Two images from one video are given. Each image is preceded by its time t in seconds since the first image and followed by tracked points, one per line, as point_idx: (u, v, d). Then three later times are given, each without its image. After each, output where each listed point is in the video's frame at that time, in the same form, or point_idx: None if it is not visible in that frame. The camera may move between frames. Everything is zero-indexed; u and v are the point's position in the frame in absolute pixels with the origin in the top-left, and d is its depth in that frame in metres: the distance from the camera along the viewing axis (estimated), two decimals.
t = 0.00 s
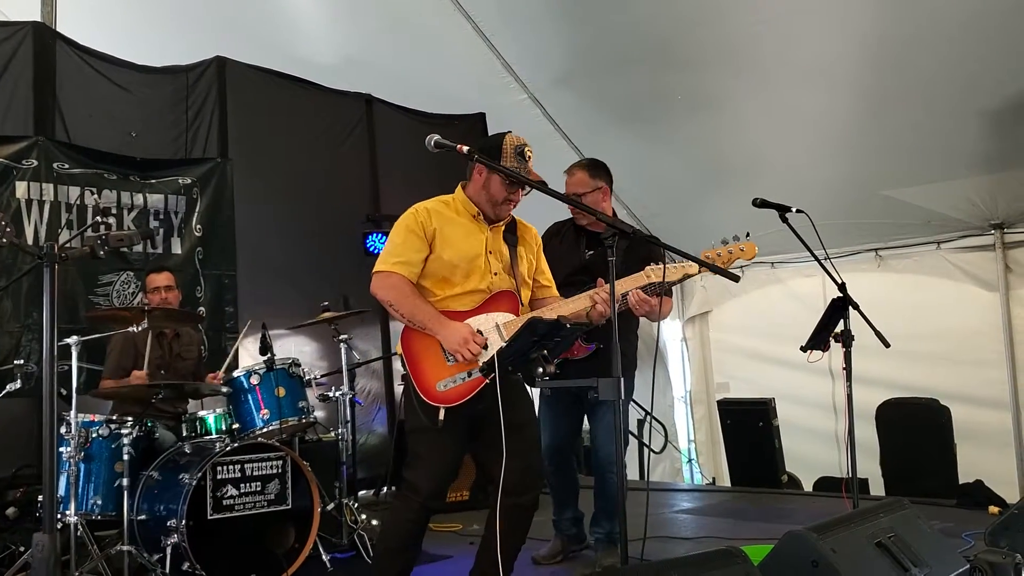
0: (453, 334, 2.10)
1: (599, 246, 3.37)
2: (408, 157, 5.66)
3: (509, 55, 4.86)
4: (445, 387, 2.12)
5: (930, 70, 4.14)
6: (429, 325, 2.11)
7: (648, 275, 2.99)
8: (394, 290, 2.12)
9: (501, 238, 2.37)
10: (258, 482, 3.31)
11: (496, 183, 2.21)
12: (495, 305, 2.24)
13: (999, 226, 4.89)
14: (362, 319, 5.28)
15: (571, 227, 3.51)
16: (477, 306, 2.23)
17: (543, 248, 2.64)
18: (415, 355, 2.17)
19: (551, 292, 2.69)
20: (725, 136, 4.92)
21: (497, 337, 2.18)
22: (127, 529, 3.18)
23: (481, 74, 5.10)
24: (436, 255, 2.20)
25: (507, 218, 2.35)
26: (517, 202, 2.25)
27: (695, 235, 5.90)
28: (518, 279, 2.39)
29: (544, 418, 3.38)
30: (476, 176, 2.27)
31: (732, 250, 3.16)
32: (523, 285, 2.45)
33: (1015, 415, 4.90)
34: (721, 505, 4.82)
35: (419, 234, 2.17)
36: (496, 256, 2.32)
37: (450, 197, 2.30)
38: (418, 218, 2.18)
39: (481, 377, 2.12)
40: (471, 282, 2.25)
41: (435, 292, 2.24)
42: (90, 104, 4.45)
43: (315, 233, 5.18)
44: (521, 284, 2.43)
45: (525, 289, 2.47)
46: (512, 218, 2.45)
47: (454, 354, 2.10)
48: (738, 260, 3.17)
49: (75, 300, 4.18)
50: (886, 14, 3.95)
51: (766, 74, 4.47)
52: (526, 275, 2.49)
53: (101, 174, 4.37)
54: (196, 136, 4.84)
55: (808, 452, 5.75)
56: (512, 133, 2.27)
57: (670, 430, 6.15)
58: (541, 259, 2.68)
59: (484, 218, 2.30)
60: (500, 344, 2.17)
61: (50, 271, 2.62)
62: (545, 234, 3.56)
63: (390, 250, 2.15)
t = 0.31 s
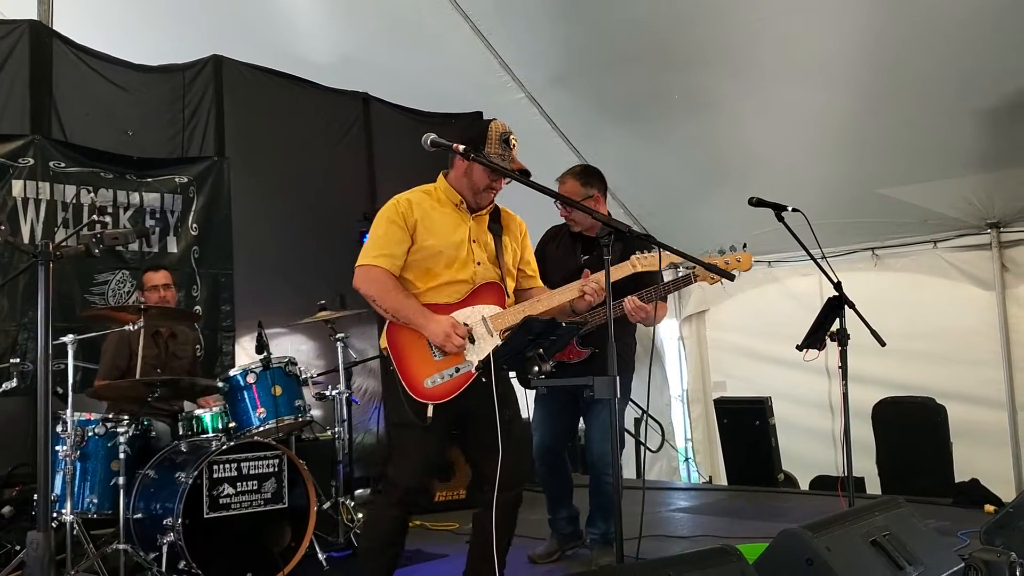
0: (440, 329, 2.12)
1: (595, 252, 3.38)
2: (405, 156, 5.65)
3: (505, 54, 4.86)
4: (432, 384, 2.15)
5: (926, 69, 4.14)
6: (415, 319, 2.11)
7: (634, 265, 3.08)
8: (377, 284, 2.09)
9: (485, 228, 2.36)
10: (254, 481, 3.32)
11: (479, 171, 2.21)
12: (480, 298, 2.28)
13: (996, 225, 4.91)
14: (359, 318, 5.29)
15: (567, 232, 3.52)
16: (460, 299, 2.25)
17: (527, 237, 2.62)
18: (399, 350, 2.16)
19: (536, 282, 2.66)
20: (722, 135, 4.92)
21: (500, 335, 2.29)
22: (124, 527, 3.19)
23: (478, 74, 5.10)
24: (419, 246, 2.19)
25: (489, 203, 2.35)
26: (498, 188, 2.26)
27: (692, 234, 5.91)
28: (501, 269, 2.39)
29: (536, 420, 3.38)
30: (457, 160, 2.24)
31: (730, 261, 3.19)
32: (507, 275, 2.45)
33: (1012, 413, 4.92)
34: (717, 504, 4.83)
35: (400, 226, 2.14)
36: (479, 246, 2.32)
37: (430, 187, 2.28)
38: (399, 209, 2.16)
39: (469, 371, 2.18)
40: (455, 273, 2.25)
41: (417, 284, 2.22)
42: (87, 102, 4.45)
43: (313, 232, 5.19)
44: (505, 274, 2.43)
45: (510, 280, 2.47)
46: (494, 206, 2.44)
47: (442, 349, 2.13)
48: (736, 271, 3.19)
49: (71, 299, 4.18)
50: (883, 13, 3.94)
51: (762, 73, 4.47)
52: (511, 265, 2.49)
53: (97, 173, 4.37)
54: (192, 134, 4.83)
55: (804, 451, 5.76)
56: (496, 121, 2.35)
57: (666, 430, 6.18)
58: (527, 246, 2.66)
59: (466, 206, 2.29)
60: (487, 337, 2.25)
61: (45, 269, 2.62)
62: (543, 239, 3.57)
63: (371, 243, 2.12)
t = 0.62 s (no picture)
0: (410, 336, 2.12)
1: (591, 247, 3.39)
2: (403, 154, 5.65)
3: (503, 52, 4.86)
4: (404, 394, 2.12)
5: (923, 65, 4.14)
6: (382, 326, 2.11)
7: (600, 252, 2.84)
8: (339, 291, 2.09)
9: (445, 225, 2.38)
10: (252, 479, 3.32)
11: (444, 158, 2.23)
12: (445, 299, 2.26)
13: (993, 223, 4.93)
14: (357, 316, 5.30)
15: (565, 225, 3.52)
16: (427, 302, 2.24)
17: (484, 234, 2.62)
18: (367, 362, 2.14)
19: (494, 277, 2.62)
20: (719, 133, 4.92)
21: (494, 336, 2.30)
22: (121, 525, 3.18)
23: (475, 73, 5.10)
24: (380, 247, 2.20)
25: (445, 199, 2.38)
26: (459, 178, 2.29)
27: (689, 231, 5.92)
28: (463, 267, 2.40)
29: (536, 417, 3.38)
30: (418, 150, 2.26)
31: (727, 248, 3.20)
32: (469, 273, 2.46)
33: (1008, 411, 4.93)
34: (714, 501, 4.84)
35: (361, 226, 2.14)
36: (440, 245, 2.33)
37: (388, 183, 2.28)
38: (360, 209, 2.16)
39: (441, 378, 2.16)
40: (417, 276, 2.25)
41: (380, 290, 2.22)
42: (84, 101, 4.45)
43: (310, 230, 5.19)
44: (467, 274, 2.43)
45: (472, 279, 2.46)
46: (451, 200, 2.45)
47: (414, 354, 2.13)
48: (732, 257, 3.20)
49: (68, 297, 4.18)
50: (879, 11, 3.94)
51: (758, 71, 4.48)
52: (471, 261, 2.50)
53: (94, 171, 4.37)
54: (189, 132, 4.83)
55: (801, 448, 5.77)
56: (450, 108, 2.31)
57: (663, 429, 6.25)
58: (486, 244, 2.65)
59: (427, 202, 2.32)
60: (459, 343, 2.20)
61: (42, 267, 2.62)
62: (539, 234, 3.58)
63: (332, 245, 2.11)
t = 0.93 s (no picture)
0: (400, 337, 2.13)
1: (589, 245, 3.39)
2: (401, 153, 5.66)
3: (500, 51, 4.87)
4: (397, 395, 2.13)
5: (920, 64, 4.14)
6: (372, 330, 2.12)
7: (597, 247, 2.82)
8: (329, 298, 2.08)
9: (435, 226, 2.38)
10: (250, 478, 3.33)
11: (429, 155, 2.24)
12: (437, 301, 2.26)
13: (991, 222, 4.93)
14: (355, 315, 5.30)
15: (560, 224, 3.53)
16: (419, 304, 2.24)
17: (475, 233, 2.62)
18: (359, 365, 2.15)
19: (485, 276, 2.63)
20: (716, 132, 4.93)
21: (492, 334, 2.33)
22: (120, 524, 3.18)
23: (472, 72, 5.10)
24: (370, 253, 2.19)
25: (433, 199, 2.37)
26: (446, 176, 2.29)
27: (687, 230, 5.93)
28: (455, 267, 2.40)
29: (530, 411, 3.39)
30: (404, 148, 2.27)
31: (728, 252, 3.22)
32: (461, 273, 2.46)
33: (1006, 409, 4.94)
34: (712, 500, 4.85)
35: (350, 232, 2.14)
36: (431, 247, 2.32)
37: (377, 186, 2.27)
38: (349, 214, 2.15)
39: (432, 378, 2.16)
40: (408, 279, 2.25)
41: (371, 294, 2.22)
42: (82, 100, 4.45)
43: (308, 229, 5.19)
44: (459, 274, 2.43)
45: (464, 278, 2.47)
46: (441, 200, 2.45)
47: (404, 357, 2.13)
48: (734, 261, 3.22)
49: (67, 296, 4.18)
50: (875, 9, 3.95)
51: (755, 69, 4.48)
52: (462, 261, 2.50)
53: (91, 170, 4.37)
54: (187, 131, 4.83)
55: (799, 447, 5.78)
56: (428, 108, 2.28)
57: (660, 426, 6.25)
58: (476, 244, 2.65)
59: (416, 204, 2.31)
60: (450, 343, 2.21)
61: (40, 266, 2.62)
62: (535, 232, 3.58)
63: (321, 252, 2.10)
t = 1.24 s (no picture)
0: (401, 335, 2.12)
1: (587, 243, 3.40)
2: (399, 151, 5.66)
3: (498, 48, 4.87)
4: (397, 393, 2.13)
5: (918, 62, 4.15)
6: (374, 329, 2.11)
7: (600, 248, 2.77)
8: (330, 297, 2.08)
9: (437, 225, 2.37)
10: (248, 475, 3.31)
11: (428, 156, 2.23)
12: (439, 300, 2.25)
13: (988, 219, 4.94)
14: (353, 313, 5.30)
15: (559, 222, 3.53)
16: (421, 302, 2.23)
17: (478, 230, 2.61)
18: (360, 363, 2.15)
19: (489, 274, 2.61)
20: (715, 129, 4.93)
21: (492, 332, 2.33)
22: (117, 522, 3.18)
23: (470, 69, 5.10)
24: (371, 252, 2.19)
25: (436, 198, 2.36)
26: (447, 177, 2.27)
27: (686, 227, 5.93)
28: (458, 266, 2.39)
29: (533, 414, 3.38)
30: (405, 150, 2.27)
31: (726, 237, 3.20)
32: (463, 271, 2.45)
33: (1004, 406, 4.96)
34: (710, 497, 4.86)
35: (351, 231, 2.13)
36: (433, 246, 2.31)
37: (378, 185, 2.27)
38: (350, 213, 2.15)
39: (433, 376, 2.16)
40: (410, 278, 2.24)
41: (372, 292, 2.22)
42: (79, 98, 4.44)
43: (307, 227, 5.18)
44: (462, 273, 2.42)
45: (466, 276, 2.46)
46: (444, 198, 2.44)
47: (405, 354, 2.13)
48: (733, 246, 3.20)
49: (64, 293, 4.17)
50: (873, 6, 3.95)
51: (751, 67, 4.48)
52: (464, 259, 2.49)
53: (88, 167, 4.36)
54: (184, 129, 4.81)
55: (797, 445, 5.79)
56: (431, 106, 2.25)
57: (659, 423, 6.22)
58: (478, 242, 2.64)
59: (417, 203, 2.31)
60: (451, 341, 2.20)
61: (37, 263, 2.61)
62: (534, 231, 3.58)
63: (323, 251, 2.10)
